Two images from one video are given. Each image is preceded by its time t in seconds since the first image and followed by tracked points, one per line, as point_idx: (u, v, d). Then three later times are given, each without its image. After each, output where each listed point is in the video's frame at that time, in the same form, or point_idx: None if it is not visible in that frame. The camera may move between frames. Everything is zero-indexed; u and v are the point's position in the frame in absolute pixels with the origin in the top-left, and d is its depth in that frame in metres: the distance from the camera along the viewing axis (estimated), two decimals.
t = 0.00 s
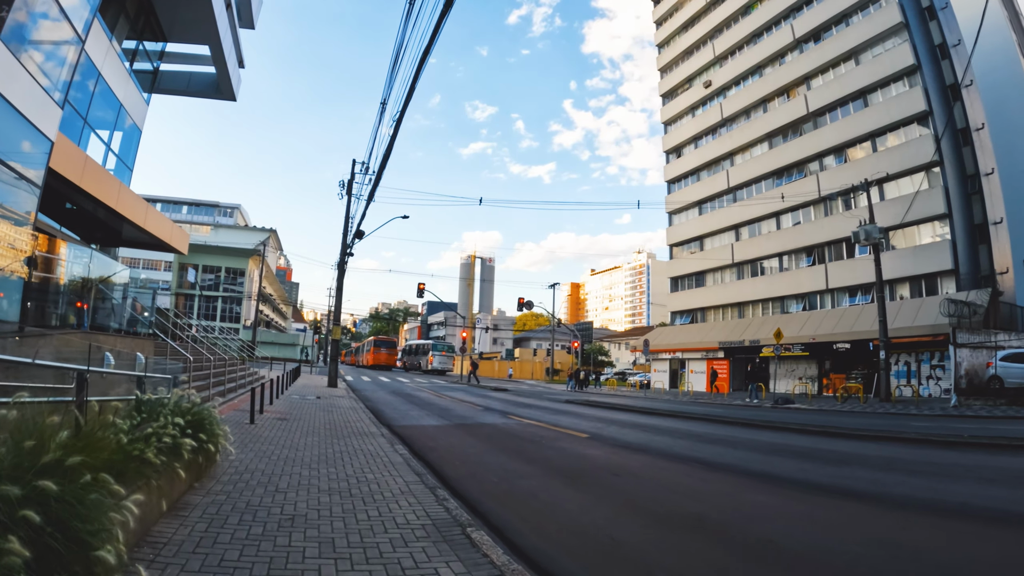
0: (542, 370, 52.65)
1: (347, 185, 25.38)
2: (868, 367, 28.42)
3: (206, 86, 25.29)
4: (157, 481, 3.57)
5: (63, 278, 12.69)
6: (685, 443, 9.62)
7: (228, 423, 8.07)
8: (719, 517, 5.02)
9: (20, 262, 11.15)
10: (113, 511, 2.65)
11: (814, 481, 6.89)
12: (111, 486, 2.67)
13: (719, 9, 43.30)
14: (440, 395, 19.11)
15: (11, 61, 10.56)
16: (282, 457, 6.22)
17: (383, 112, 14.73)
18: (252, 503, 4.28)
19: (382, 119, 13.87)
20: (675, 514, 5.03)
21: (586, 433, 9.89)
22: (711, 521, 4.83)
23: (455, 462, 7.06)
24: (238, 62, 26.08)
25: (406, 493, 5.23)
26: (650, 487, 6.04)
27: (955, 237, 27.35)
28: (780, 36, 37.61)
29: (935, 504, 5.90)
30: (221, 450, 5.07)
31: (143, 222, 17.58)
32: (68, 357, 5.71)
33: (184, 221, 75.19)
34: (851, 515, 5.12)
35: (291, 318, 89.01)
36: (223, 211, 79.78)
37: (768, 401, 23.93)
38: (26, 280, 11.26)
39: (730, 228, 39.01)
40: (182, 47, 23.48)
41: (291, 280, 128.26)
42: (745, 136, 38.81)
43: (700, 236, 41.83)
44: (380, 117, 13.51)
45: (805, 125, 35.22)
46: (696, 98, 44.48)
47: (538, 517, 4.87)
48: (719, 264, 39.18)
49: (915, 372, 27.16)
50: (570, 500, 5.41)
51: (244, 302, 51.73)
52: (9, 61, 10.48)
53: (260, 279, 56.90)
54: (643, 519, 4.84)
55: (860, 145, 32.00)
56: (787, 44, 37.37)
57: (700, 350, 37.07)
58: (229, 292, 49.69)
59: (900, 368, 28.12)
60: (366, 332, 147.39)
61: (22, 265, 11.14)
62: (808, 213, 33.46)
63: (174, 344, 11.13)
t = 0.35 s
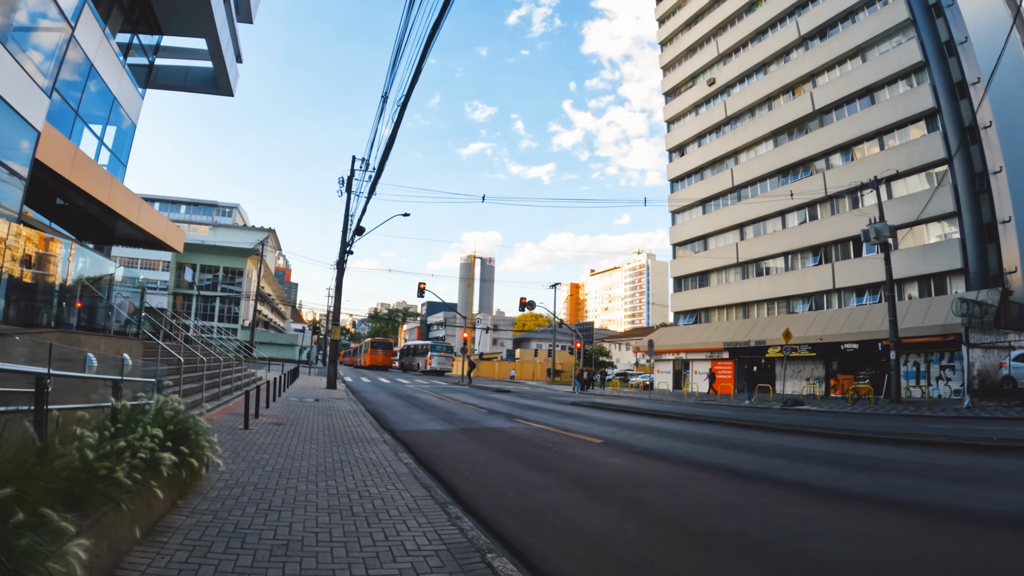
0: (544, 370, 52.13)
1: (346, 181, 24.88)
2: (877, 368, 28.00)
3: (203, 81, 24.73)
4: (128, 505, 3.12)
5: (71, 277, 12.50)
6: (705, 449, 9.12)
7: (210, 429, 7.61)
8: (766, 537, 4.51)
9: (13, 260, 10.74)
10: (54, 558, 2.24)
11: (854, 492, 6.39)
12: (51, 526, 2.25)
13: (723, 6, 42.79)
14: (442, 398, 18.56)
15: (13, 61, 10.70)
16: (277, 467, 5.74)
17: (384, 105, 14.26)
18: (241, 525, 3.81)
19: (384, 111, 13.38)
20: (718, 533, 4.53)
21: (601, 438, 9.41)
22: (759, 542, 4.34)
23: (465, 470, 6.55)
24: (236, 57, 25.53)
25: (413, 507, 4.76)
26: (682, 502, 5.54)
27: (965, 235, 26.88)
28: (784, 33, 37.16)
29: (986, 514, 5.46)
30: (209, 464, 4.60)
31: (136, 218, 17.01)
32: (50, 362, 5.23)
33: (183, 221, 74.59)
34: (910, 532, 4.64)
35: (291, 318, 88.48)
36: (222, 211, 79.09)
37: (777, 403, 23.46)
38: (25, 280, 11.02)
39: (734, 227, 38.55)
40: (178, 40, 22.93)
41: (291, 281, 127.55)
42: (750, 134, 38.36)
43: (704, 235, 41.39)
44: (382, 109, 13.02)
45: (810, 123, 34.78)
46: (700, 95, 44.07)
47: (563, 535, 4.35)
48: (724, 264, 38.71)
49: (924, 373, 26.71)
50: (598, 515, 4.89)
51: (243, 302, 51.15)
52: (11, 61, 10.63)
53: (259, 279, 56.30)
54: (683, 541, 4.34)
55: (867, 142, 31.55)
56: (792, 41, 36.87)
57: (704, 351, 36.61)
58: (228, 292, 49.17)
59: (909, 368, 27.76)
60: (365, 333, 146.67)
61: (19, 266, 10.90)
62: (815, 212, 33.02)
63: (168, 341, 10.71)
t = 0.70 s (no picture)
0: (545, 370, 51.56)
1: (345, 178, 24.38)
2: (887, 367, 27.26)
3: (198, 75, 24.15)
4: (83, 540, 2.63)
5: (69, 277, 12.27)
6: (728, 454, 8.57)
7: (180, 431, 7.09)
8: (823, 560, 4.00)
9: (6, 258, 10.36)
10: None
11: (902, 507, 5.87)
12: None
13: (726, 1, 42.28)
14: (444, 399, 18.03)
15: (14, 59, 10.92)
16: (268, 480, 5.21)
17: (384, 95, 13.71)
18: (222, 556, 3.29)
19: (383, 102, 12.82)
20: (769, 554, 4.00)
21: (617, 443, 8.87)
22: (819, 566, 3.82)
23: (474, 480, 5.99)
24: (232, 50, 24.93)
25: (419, 526, 4.23)
26: (720, 516, 5.01)
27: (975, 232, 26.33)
28: (789, 28, 36.64)
29: None
30: (188, 482, 4.08)
31: (126, 214, 16.26)
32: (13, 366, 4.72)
33: (180, 220, 73.78)
34: (984, 551, 4.13)
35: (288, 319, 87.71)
36: (219, 211, 78.32)
37: (787, 403, 22.96)
38: (19, 281, 10.57)
39: (739, 225, 38.06)
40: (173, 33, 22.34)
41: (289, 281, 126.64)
42: (754, 131, 37.88)
43: (708, 232, 40.90)
44: (381, 99, 12.47)
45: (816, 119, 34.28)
46: (703, 92, 43.58)
47: (595, 562, 3.78)
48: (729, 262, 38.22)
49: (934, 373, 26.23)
50: (631, 536, 4.34)
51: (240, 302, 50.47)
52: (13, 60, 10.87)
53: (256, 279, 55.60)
54: (734, 565, 3.80)
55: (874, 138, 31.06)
56: (797, 36, 36.36)
57: (709, 350, 36.11)
58: (225, 292, 48.55)
59: (920, 367, 27.22)
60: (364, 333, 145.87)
61: (13, 266, 10.44)
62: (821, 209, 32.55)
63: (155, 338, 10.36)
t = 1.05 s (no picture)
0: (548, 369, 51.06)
1: (345, 171, 23.81)
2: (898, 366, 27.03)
3: (195, 67, 23.58)
4: None
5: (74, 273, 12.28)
6: (755, 456, 8.01)
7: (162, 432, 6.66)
8: None
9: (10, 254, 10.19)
10: None
11: (959, 514, 5.34)
12: None
13: None
14: (447, 398, 17.53)
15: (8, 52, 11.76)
16: (261, 490, 4.67)
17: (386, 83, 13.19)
18: None
19: (384, 89, 12.28)
20: None
21: (635, 444, 8.33)
22: None
23: (491, 488, 5.44)
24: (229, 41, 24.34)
25: (432, 546, 3.72)
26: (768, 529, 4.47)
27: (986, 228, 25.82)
28: (796, 22, 36.07)
29: None
30: (163, 497, 3.54)
31: (120, 206, 15.48)
32: None
33: (179, 218, 73.24)
34: None
35: (289, 317, 87.27)
36: (220, 209, 77.85)
37: (797, 402, 22.48)
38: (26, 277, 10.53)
39: (744, 221, 37.54)
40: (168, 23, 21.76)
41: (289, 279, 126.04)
42: (759, 127, 37.41)
43: (713, 229, 40.39)
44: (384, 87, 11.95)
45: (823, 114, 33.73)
46: (707, 87, 43.08)
47: None
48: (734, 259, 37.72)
49: (946, 371, 25.73)
50: (676, 554, 3.80)
51: (239, 300, 49.91)
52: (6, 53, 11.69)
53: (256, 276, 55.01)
54: None
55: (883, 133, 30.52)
56: (804, 31, 35.78)
57: (714, 349, 35.61)
58: (224, 290, 48.03)
59: (931, 366, 26.64)
60: (364, 332, 145.08)
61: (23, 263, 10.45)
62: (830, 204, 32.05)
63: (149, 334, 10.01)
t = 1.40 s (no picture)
0: (549, 369, 50.57)
1: (344, 166, 23.23)
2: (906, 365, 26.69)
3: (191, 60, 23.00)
4: None
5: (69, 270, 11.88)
6: (783, 461, 7.51)
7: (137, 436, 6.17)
8: None
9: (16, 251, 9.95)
10: None
11: None
12: None
13: None
14: (449, 399, 17.05)
15: (10, 52, 13.18)
16: (247, 504, 4.13)
17: (385, 71, 12.62)
18: None
19: (384, 77, 11.74)
20: None
21: (653, 448, 7.83)
22: None
23: (507, 503, 4.86)
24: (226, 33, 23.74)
25: (443, 572, 3.18)
26: (824, 547, 3.95)
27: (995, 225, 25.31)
28: (801, 17, 35.56)
29: None
30: (126, 522, 2.99)
31: (109, 200, 14.52)
32: None
33: (178, 216, 72.58)
34: None
35: (288, 317, 86.66)
36: (218, 207, 77.17)
37: (807, 402, 22.00)
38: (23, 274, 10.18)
39: (749, 219, 37.08)
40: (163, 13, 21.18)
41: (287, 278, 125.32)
42: (765, 123, 36.94)
43: (717, 227, 39.95)
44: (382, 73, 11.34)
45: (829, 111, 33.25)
46: (711, 84, 42.67)
47: None
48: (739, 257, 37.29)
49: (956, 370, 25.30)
50: None
51: (237, 298, 49.33)
52: (9, 53, 13.12)
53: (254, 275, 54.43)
54: None
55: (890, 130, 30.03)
56: (809, 26, 35.26)
57: (719, 348, 35.15)
58: (221, 289, 47.53)
59: (940, 364, 26.26)
60: (363, 332, 144.41)
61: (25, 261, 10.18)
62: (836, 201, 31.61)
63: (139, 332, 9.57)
